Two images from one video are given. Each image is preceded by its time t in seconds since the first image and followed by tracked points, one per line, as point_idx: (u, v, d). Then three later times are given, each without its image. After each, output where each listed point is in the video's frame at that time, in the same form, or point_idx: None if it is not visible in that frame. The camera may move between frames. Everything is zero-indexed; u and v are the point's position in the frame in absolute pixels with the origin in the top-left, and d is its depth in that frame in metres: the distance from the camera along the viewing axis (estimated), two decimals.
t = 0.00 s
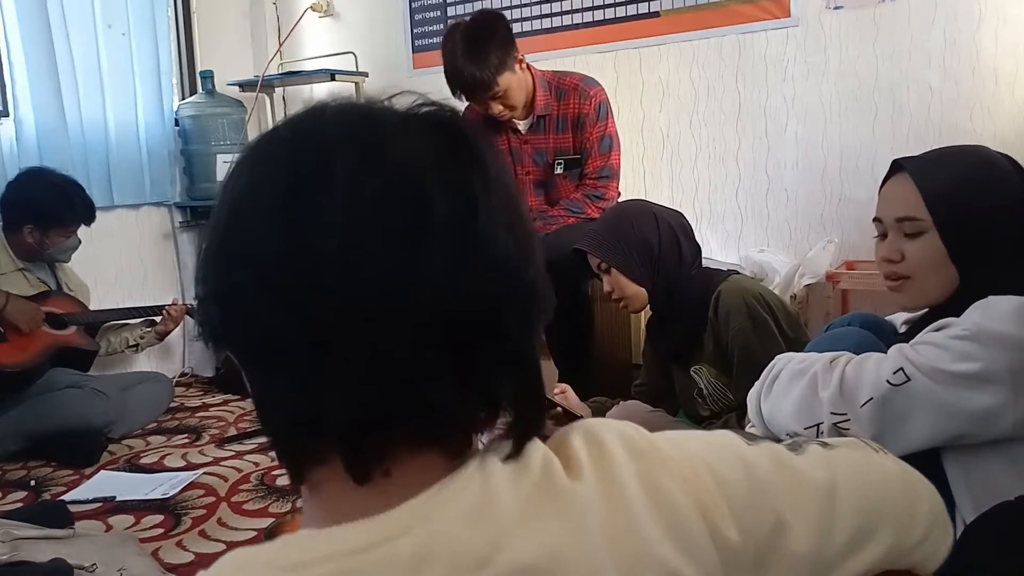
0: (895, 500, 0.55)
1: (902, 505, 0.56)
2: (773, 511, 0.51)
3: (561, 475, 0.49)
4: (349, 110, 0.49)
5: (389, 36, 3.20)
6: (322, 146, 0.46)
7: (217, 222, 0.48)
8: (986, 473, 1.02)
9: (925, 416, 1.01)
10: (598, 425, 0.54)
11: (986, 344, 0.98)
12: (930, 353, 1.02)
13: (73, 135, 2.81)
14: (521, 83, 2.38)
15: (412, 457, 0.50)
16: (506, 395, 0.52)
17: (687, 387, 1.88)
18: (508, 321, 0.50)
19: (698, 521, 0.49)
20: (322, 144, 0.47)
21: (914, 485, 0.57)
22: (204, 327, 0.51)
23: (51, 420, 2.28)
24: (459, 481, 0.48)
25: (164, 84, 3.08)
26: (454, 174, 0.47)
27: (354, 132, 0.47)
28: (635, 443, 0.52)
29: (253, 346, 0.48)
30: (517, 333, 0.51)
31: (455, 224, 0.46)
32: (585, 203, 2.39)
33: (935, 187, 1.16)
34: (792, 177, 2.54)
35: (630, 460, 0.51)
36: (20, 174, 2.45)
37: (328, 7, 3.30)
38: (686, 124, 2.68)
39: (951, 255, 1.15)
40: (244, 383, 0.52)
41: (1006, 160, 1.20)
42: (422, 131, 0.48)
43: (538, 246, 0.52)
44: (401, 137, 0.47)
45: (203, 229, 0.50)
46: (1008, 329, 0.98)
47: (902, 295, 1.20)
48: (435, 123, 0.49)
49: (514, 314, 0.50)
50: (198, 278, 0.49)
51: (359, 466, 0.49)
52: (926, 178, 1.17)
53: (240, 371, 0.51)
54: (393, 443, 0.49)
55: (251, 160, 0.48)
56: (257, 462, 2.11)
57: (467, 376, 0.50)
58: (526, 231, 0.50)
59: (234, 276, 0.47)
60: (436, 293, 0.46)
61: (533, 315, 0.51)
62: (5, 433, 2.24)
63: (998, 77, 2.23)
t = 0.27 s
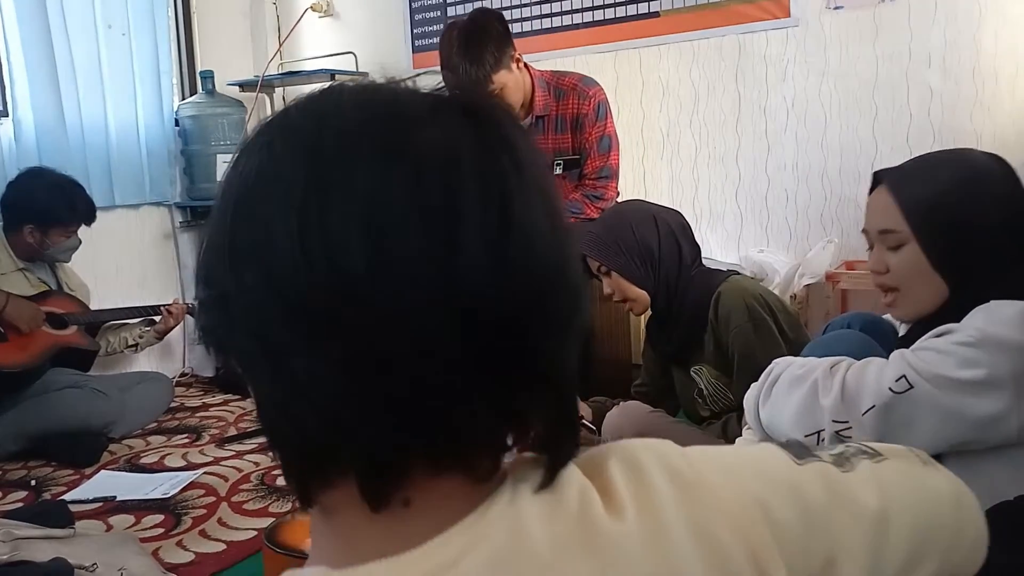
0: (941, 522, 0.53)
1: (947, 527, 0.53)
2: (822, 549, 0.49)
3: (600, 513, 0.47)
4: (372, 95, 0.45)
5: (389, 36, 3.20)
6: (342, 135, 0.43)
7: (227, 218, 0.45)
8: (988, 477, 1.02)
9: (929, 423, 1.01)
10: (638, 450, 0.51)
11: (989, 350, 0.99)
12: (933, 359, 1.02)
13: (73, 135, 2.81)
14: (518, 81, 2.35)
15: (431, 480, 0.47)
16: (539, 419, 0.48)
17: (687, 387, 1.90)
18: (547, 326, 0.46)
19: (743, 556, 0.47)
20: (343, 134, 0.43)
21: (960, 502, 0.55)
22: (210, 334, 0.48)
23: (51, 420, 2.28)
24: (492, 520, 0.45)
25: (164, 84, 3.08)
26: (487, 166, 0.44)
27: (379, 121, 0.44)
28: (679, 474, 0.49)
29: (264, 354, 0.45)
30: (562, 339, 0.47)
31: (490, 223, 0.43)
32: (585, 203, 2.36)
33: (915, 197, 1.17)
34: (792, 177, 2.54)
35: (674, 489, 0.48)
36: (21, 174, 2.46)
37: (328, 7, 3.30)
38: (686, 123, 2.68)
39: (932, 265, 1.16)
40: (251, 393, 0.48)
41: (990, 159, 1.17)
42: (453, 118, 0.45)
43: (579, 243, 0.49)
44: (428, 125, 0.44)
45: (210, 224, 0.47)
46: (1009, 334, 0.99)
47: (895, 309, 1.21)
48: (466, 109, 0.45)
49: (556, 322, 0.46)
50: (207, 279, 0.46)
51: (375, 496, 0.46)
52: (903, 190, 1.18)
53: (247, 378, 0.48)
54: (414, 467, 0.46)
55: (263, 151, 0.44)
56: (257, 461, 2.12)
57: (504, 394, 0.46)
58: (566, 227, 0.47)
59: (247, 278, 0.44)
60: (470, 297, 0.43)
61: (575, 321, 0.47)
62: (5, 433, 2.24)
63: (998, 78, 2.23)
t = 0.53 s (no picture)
0: (977, 533, 0.56)
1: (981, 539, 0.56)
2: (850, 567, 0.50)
3: (624, 532, 0.47)
4: (378, 98, 0.45)
5: (390, 36, 3.20)
6: (348, 138, 0.43)
7: (230, 221, 0.45)
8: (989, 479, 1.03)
9: (933, 430, 1.01)
10: (659, 466, 0.51)
11: (991, 357, 1.00)
12: (935, 367, 1.01)
13: (73, 135, 2.81)
14: (526, 76, 2.33)
15: (440, 497, 0.47)
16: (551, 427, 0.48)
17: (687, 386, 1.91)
18: (556, 332, 0.45)
19: None
20: (347, 136, 0.43)
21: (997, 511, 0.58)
22: (210, 341, 0.47)
23: (50, 420, 2.28)
24: (510, 542, 0.45)
25: (163, 84, 3.09)
26: (495, 169, 0.44)
27: (385, 127, 0.44)
28: (703, 490, 0.49)
29: (267, 361, 0.45)
30: (572, 345, 0.46)
31: (497, 226, 0.43)
32: (588, 202, 2.34)
33: (915, 199, 1.17)
34: (792, 177, 2.54)
35: (697, 509, 0.48)
36: (20, 174, 2.46)
37: (328, 7, 3.30)
38: (686, 123, 2.68)
39: (933, 267, 1.16)
40: (251, 400, 0.48)
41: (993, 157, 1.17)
42: (461, 123, 0.45)
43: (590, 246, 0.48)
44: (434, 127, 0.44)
45: (212, 226, 0.47)
46: (1010, 341, 1.00)
47: (895, 310, 1.21)
48: (474, 114, 0.45)
49: (567, 327, 0.46)
50: (209, 282, 0.46)
51: (382, 514, 0.46)
52: (904, 192, 1.18)
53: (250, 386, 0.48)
54: (424, 487, 0.46)
55: (267, 157, 0.44)
56: (257, 462, 2.12)
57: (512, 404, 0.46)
58: (576, 229, 0.46)
59: (249, 281, 0.44)
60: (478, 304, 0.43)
61: (586, 325, 0.47)
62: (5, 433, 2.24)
63: (998, 78, 2.23)
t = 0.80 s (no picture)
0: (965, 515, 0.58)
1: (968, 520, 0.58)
2: (828, 551, 0.51)
3: (589, 518, 0.47)
4: (346, 105, 0.46)
5: (390, 37, 3.20)
6: (316, 143, 0.44)
7: (204, 227, 0.46)
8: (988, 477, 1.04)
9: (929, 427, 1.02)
10: (627, 452, 0.52)
11: (989, 354, 0.99)
12: (933, 364, 1.02)
13: (72, 135, 2.81)
14: (542, 64, 2.40)
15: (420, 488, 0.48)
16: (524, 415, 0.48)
17: (687, 385, 1.91)
18: (522, 332, 0.46)
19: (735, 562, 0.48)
20: (316, 142, 0.44)
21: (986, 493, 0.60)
22: (192, 345, 0.48)
23: (51, 419, 2.28)
24: (478, 525, 0.46)
25: (164, 83, 3.09)
26: (459, 171, 0.44)
27: (351, 130, 0.44)
28: (678, 478, 0.50)
29: (242, 362, 0.45)
30: (535, 344, 0.47)
31: (461, 228, 0.43)
32: (590, 200, 2.37)
33: (927, 197, 1.17)
34: (792, 177, 2.54)
35: (663, 492, 0.49)
36: (20, 174, 2.46)
37: (328, 7, 3.31)
38: (686, 124, 2.69)
39: (943, 266, 1.16)
40: (234, 403, 0.49)
41: (1004, 158, 1.19)
42: (426, 125, 0.45)
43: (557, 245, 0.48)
44: (400, 132, 0.44)
45: (192, 232, 0.47)
46: (1011, 339, 0.99)
47: (899, 307, 1.22)
48: (440, 117, 0.46)
49: (531, 325, 0.46)
50: (189, 288, 0.47)
51: (359, 503, 0.47)
52: (918, 189, 1.18)
53: (230, 391, 0.48)
54: (398, 478, 0.47)
55: (240, 163, 0.45)
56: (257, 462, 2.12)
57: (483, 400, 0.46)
58: (542, 228, 0.46)
59: (225, 285, 0.44)
60: (442, 303, 0.43)
61: (552, 323, 0.47)
62: (5, 433, 2.24)
63: (998, 78, 2.23)
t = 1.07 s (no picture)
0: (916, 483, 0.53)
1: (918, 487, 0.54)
2: (769, 509, 0.49)
3: (534, 475, 0.47)
4: (311, 111, 0.48)
5: (390, 36, 3.20)
6: (283, 147, 0.46)
7: (181, 225, 0.48)
8: (987, 474, 1.04)
9: (927, 419, 1.01)
10: (577, 421, 0.52)
11: (986, 346, 0.99)
12: (932, 357, 1.02)
13: (72, 134, 2.81)
14: (554, 59, 2.41)
15: (385, 464, 0.49)
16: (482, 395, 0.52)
17: (687, 385, 1.90)
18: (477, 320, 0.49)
19: (685, 526, 0.48)
20: (282, 144, 0.47)
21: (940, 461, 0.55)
22: (177, 336, 0.51)
23: (51, 419, 2.28)
24: (427, 489, 0.46)
25: (163, 82, 3.08)
26: (416, 170, 0.47)
27: (315, 132, 0.47)
28: (619, 445, 0.49)
29: (218, 351, 0.48)
30: (487, 333, 0.50)
31: (417, 225, 0.46)
32: (595, 196, 2.38)
33: (918, 193, 1.19)
34: (793, 178, 2.54)
35: (607, 459, 0.49)
36: (19, 175, 2.46)
37: (328, 6, 3.31)
38: (686, 127, 2.68)
39: (937, 260, 1.17)
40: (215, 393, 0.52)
41: (999, 161, 1.20)
42: (386, 127, 0.48)
43: (510, 238, 0.51)
44: (361, 134, 0.47)
45: (171, 232, 0.50)
46: (1010, 331, 0.98)
47: (895, 300, 1.22)
48: (399, 120, 0.48)
49: (484, 315, 0.49)
50: (171, 285, 0.49)
51: (330, 476, 0.49)
52: (912, 186, 1.20)
53: (209, 380, 0.51)
54: (365, 453, 0.49)
55: (213, 165, 0.48)
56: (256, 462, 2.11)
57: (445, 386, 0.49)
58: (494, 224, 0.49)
59: (202, 282, 0.47)
60: (400, 293, 0.45)
61: (504, 312, 0.50)
62: (5, 433, 2.24)
63: (998, 78, 2.23)
